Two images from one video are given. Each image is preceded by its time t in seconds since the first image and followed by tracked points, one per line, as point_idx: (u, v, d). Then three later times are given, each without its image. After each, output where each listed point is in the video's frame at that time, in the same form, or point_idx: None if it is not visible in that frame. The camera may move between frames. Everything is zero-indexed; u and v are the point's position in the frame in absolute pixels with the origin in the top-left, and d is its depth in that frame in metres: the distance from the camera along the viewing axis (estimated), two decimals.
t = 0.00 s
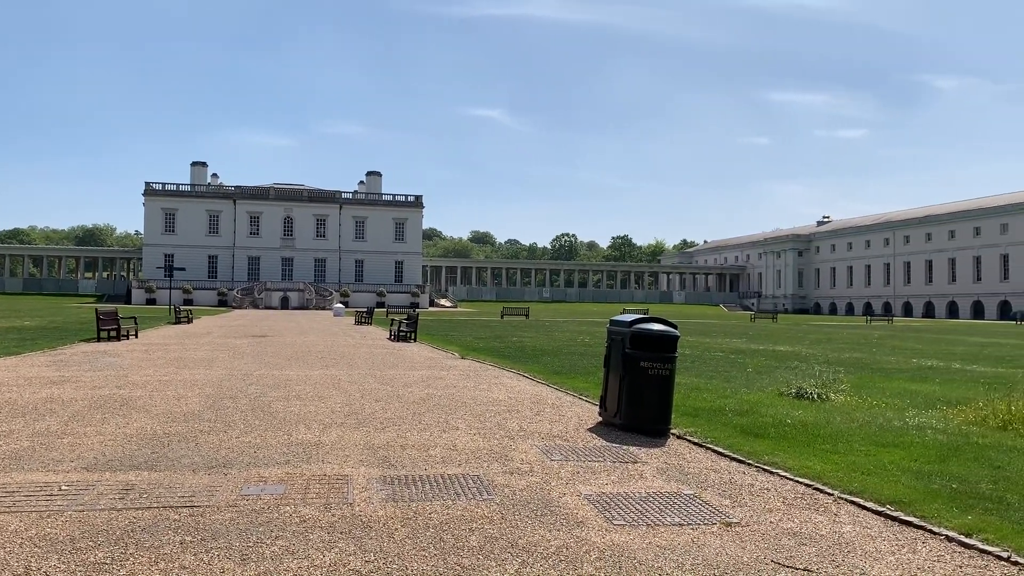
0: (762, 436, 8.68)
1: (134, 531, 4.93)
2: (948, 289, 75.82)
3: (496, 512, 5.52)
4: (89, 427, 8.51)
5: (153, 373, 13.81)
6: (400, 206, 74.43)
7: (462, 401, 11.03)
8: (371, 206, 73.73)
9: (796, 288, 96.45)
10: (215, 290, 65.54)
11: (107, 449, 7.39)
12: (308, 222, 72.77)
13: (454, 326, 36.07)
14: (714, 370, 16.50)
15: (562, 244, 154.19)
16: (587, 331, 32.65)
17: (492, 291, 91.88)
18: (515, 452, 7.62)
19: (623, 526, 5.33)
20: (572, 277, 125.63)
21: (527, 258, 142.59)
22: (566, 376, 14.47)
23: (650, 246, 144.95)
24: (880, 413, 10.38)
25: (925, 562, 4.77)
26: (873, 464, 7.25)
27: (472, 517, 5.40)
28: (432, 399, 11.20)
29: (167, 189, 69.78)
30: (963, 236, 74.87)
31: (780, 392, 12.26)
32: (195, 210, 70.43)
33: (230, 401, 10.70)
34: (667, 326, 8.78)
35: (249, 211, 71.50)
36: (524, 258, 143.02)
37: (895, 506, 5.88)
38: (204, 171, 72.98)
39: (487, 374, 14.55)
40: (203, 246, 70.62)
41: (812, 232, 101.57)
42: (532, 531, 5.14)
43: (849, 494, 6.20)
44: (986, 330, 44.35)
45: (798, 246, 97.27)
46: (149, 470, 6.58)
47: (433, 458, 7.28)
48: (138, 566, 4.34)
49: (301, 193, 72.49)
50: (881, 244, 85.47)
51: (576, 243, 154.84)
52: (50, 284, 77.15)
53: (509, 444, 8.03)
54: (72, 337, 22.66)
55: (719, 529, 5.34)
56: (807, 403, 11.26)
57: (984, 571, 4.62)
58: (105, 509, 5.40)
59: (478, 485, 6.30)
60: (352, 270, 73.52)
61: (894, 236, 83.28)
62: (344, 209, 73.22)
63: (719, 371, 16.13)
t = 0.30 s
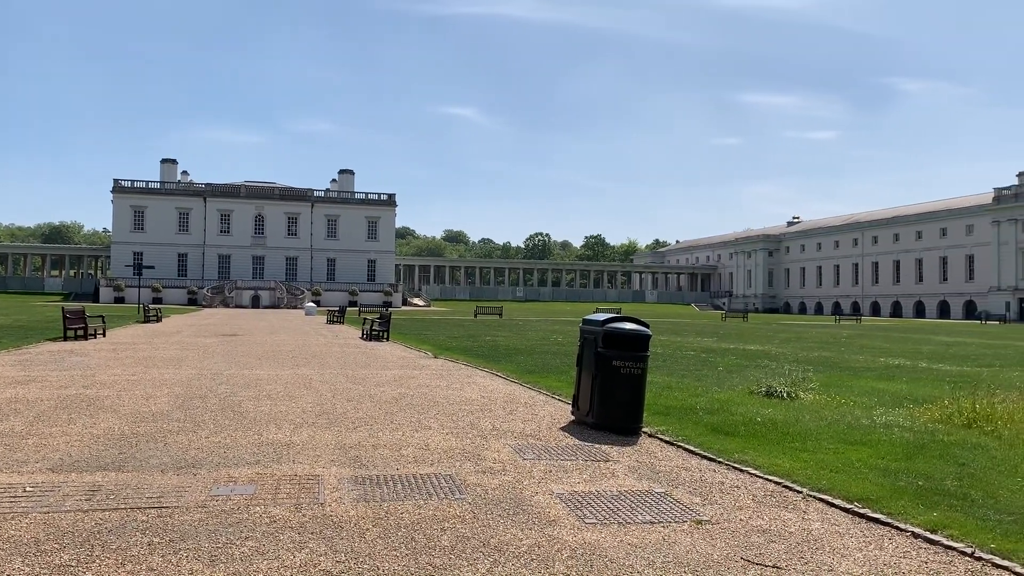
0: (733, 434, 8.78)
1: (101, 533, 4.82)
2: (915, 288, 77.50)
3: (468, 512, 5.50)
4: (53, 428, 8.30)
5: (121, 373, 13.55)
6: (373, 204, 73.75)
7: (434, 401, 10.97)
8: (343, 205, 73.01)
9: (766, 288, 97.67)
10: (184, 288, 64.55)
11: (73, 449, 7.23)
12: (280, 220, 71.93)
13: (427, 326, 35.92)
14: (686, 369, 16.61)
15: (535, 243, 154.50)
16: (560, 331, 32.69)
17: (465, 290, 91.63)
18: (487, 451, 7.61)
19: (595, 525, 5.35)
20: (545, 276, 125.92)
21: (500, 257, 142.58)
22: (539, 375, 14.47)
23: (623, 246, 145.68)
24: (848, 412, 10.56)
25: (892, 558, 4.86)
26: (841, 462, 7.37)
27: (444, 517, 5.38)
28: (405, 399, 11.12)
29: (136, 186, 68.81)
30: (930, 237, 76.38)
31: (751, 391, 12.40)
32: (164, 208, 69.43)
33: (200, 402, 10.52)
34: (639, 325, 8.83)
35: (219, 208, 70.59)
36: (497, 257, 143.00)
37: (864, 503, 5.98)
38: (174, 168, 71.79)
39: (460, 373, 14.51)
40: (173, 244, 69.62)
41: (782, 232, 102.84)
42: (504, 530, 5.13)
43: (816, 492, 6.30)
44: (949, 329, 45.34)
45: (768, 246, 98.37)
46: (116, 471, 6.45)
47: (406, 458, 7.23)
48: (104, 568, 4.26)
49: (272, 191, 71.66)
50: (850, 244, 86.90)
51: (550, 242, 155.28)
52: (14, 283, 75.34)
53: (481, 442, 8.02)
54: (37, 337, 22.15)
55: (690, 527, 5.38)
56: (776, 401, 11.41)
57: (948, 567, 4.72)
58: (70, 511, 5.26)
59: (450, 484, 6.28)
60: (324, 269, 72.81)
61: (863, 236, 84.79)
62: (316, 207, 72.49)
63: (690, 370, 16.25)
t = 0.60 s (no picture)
0: (705, 432, 8.86)
1: (67, 537, 4.72)
2: (884, 288, 78.85)
3: (442, 512, 5.48)
4: (18, 429, 8.12)
5: (89, 373, 13.30)
6: (347, 203, 73.14)
7: (409, 401, 10.91)
8: (317, 204, 72.35)
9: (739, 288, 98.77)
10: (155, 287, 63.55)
11: (39, 450, 7.07)
12: (252, 219, 71.10)
13: (401, 325, 35.83)
14: (660, 368, 16.68)
15: (511, 243, 154.65)
16: (534, 330, 32.75)
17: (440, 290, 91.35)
18: (461, 451, 7.59)
19: (569, 524, 5.36)
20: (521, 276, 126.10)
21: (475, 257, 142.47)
22: (514, 375, 14.49)
23: (597, 246, 146.38)
24: (818, 410, 10.71)
25: (861, 555, 4.93)
26: (811, 460, 7.46)
27: (418, 516, 5.35)
28: (380, 399, 11.06)
29: (106, 184, 67.73)
30: (899, 237, 77.86)
31: (724, 390, 12.51)
32: (135, 206, 68.40)
33: (170, 402, 10.35)
34: (613, 325, 8.88)
35: (191, 207, 69.67)
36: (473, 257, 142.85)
37: (833, 501, 6.07)
38: (145, 166, 70.64)
39: (435, 373, 14.47)
40: (143, 243, 68.59)
41: (754, 232, 104.01)
42: (478, 530, 5.12)
43: (788, 489, 6.39)
44: (915, 329, 46.29)
45: (741, 246, 99.41)
46: (83, 472, 6.32)
47: (379, 458, 7.18)
48: (71, 571, 4.18)
49: (245, 189, 70.83)
50: (821, 244, 88.18)
51: (525, 242, 155.51)
52: None
53: (455, 443, 7.99)
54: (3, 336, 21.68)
55: (662, 526, 5.42)
56: (748, 400, 11.54)
57: (916, 563, 4.81)
58: (37, 513, 5.15)
59: (423, 484, 6.26)
60: (297, 268, 72.08)
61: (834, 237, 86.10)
62: (289, 206, 71.76)
63: (664, 369, 16.32)
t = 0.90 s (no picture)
0: (679, 432, 8.93)
1: (35, 540, 4.61)
2: (856, 289, 80.06)
3: (417, 513, 5.46)
4: None
5: (59, 374, 13.06)
6: (322, 202, 72.46)
7: (384, 401, 10.85)
8: (291, 203, 71.64)
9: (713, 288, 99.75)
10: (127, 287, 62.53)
11: (7, 453, 6.92)
12: (226, 218, 70.24)
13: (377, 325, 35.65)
14: (635, 368, 16.74)
15: (487, 243, 154.67)
16: (511, 330, 32.79)
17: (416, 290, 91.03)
18: (437, 452, 7.57)
19: (545, 524, 5.37)
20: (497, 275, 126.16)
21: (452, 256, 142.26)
22: (491, 375, 14.50)
23: (574, 246, 146.92)
24: (791, 410, 10.84)
25: (833, 553, 5.00)
26: (784, 460, 7.54)
27: (392, 518, 5.33)
28: (355, 400, 10.99)
29: (77, 182, 66.58)
30: (871, 238, 79.07)
31: (699, 389, 12.61)
32: (107, 205, 67.30)
33: (142, 403, 10.18)
34: (588, 325, 8.91)
35: (164, 206, 68.71)
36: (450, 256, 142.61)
37: (806, 500, 6.15)
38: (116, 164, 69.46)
39: (410, 373, 14.45)
40: (115, 242, 67.49)
41: (728, 233, 105.09)
42: (454, 531, 5.11)
43: (761, 488, 6.45)
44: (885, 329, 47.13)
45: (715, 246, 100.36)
46: (51, 474, 6.20)
47: (353, 459, 7.13)
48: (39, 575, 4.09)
49: (219, 188, 69.96)
50: (794, 245, 89.32)
51: (501, 242, 155.64)
52: None
53: (431, 443, 7.96)
54: None
55: (637, 525, 5.45)
56: (722, 400, 11.63)
57: (888, 561, 4.89)
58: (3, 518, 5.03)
59: (399, 485, 6.23)
60: (271, 267, 71.31)
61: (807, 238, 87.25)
62: (263, 205, 70.98)
63: (640, 369, 16.38)
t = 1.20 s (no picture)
0: (656, 432, 8.98)
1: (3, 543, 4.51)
2: (830, 289, 81.18)
3: (393, 513, 5.42)
4: None
5: (30, 374, 12.82)
6: (299, 202, 71.74)
7: (360, 401, 10.79)
8: (268, 202, 70.90)
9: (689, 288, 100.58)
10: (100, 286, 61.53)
11: None
12: (201, 217, 69.37)
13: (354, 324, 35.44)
14: (612, 367, 16.81)
15: (465, 243, 154.63)
16: (488, 330, 32.80)
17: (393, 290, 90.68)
18: (413, 452, 7.54)
19: (522, 523, 5.37)
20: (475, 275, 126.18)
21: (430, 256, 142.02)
22: (468, 375, 14.48)
23: (552, 246, 147.31)
24: (766, 409, 10.96)
25: (807, 552, 5.06)
26: (758, 459, 7.61)
27: (368, 519, 5.29)
28: (331, 400, 10.91)
29: (49, 180, 65.38)
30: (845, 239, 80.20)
31: (675, 389, 12.69)
32: (80, 203, 66.19)
33: (115, 403, 10.02)
34: (566, 325, 8.92)
35: (138, 204, 67.72)
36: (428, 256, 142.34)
37: (781, 498, 6.22)
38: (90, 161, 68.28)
39: (387, 373, 14.40)
40: (88, 241, 66.38)
41: (705, 234, 106.05)
42: (430, 531, 5.09)
43: (737, 487, 6.51)
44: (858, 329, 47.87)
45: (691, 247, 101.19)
46: (20, 476, 6.07)
47: (330, 459, 7.07)
48: None
49: (194, 186, 69.06)
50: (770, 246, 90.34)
51: (479, 242, 155.73)
52: None
53: (408, 444, 7.92)
54: None
55: (613, 524, 5.46)
56: (698, 399, 11.72)
57: (860, 559, 4.96)
58: None
59: (375, 485, 6.20)
60: (247, 267, 70.54)
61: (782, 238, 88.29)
62: (239, 204, 70.17)
63: (616, 369, 16.44)
